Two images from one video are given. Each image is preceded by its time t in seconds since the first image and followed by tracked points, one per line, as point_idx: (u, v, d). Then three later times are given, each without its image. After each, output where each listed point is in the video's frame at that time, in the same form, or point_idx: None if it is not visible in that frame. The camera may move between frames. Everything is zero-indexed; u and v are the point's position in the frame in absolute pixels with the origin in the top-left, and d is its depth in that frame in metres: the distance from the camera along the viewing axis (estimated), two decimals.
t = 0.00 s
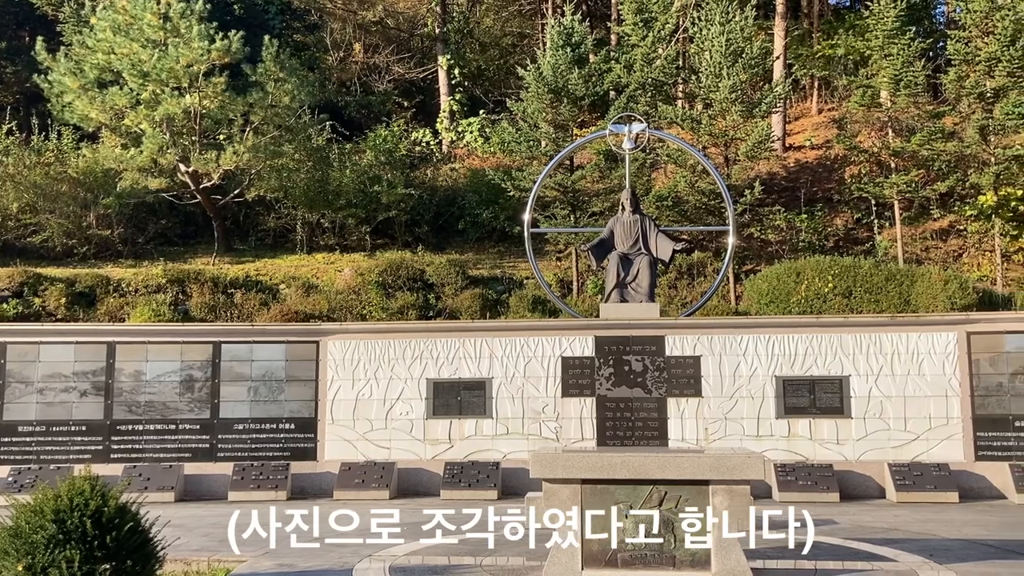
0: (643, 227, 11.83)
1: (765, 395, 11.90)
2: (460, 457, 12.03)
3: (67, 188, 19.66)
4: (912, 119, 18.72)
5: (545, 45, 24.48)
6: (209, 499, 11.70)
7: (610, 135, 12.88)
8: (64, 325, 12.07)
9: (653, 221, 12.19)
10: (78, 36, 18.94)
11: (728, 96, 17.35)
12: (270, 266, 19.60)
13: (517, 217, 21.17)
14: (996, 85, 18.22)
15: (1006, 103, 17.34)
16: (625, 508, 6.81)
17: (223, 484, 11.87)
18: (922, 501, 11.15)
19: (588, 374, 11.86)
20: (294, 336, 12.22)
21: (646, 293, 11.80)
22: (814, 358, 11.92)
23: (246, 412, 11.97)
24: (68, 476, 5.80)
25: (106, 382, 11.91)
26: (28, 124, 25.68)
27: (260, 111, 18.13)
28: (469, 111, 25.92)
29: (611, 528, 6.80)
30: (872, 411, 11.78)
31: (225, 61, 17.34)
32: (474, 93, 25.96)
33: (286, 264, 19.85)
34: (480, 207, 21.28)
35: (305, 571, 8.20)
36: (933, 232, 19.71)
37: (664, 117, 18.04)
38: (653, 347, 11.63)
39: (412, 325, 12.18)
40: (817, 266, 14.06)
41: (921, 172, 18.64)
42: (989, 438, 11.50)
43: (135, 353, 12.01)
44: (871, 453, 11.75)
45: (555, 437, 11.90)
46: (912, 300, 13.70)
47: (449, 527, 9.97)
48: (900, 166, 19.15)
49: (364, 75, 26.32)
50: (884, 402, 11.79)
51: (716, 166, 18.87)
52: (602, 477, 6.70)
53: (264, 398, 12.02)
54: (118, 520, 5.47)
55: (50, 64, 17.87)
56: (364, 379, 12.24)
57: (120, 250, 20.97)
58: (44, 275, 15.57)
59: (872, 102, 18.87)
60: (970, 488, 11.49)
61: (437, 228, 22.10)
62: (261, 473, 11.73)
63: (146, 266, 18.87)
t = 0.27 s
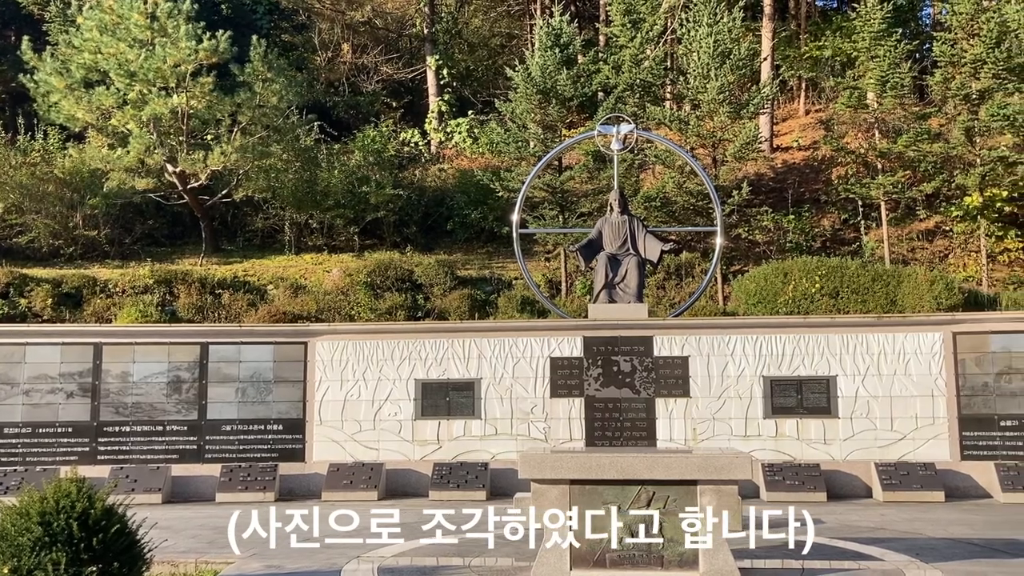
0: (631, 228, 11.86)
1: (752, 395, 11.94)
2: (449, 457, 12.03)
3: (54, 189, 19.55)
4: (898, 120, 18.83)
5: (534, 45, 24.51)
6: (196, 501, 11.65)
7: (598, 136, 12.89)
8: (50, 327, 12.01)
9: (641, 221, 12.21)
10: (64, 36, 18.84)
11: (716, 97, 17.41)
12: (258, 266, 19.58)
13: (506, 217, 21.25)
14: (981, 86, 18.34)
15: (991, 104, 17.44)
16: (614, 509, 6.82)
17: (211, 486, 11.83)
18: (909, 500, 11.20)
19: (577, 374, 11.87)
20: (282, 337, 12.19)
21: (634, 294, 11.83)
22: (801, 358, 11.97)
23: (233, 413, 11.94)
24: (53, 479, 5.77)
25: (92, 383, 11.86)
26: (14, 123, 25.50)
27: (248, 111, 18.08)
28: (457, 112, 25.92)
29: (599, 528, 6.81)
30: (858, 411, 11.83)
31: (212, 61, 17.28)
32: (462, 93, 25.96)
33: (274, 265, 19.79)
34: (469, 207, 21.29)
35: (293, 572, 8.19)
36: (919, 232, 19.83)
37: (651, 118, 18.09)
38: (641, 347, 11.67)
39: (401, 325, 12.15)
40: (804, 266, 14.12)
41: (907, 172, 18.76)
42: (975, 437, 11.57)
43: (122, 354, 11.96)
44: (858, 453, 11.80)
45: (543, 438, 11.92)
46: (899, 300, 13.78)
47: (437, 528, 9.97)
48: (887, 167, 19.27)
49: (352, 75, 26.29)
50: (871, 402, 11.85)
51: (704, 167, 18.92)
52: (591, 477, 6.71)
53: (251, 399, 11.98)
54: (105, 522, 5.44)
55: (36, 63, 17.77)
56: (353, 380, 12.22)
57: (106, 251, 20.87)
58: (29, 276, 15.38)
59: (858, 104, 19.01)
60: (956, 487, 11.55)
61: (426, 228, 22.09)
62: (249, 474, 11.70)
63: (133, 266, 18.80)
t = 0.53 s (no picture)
0: (621, 228, 12.17)
1: (743, 395, 11.97)
2: (440, 458, 12.01)
3: (43, 189, 19.46)
4: (888, 121, 18.92)
5: (524, 46, 24.53)
6: (186, 502, 11.62)
7: (589, 136, 12.93)
8: (39, 327, 11.97)
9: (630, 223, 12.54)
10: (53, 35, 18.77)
11: (707, 97, 17.48)
12: (248, 267, 19.54)
13: (497, 218, 21.26)
14: (970, 87, 18.40)
15: (979, 105, 17.54)
16: (605, 509, 6.83)
17: (201, 487, 11.80)
18: (899, 500, 11.23)
19: (568, 375, 11.86)
20: (273, 338, 12.16)
21: (625, 293, 12.04)
22: (791, 358, 12.01)
23: (224, 414, 11.91)
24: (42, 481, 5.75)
25: (81, 384, 11.82)
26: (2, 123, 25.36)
27: (238, 111, 18.05)
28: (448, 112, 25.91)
29: (590, 528, 6.82)
30: (848, 411, 11.87)
31: (203, 60, 17.24)
32: (453, 94, 25.95)
33: (265, 265, 19.73)
34: (460, 207, 21.29)
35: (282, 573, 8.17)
36: (908, 233, 19.91)
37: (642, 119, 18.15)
38: (632, 346, 11.70)
39: (392, 326, 12.14)
40: (795, 266, 14.15)
41: (897, 172, 18.85)
42: (963, 437, 11.61)
43: (111, 355, 11.92)
44: (848, 452, 11.84)
45: (534, 438, 11.92)
46: (888, 301, 13.84)
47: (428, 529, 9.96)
48: (876, 167, 19.36)
49: (343, 75, 26.27)
50: (861, 402, 11.88)
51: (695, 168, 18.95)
52: (582, 477, 6.72)
53: (242, 400, 11.95)
54: (95, 523, 5.43)
55: (24, 63, 17.69)
56: (344, 380, 12.21)
57: (96, 251, 20.80)
58: (18, 276, 15.31)
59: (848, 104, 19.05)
60: (945, 487, 11.59)
61: (417, 229, 22.08)
62: (240, 475, 11.68)
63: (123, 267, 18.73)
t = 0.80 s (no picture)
0: (614, 228, 12.00)
1: (735, 395, 12.00)
2: (432, 458, 12.01)
3: (34, 189, 19.40)
4: (879, 121, 19.00)
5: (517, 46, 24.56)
6: (178, 502, 11.60)
7: (581, 137, 12.93)
8: (30, 328, 11.94)
9: (625, 221, 12.33)
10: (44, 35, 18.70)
11: (699, 98, 17.52)
12: (241, 267, 19.52)
13: (489, 218, 21.27)
14: (961, 88, 18.56)
15: (970, 106, 17.61)
16: (597, 508, 6.84)
17: (193, 487, 11.79)
18: (890, 499, 11.26)
19: (560, 375, 11.84)
20: (265, 338, 12.15)
21: (617, 294, 11.96)
22: (783, 358, 12.04)
23: (216, 414, 11.89)
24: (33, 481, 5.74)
25: (73, 385, 11.79)
26: None
27: (230, 111, 18.02)
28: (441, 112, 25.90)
29: (583, 528, 6.83)
30: (840, 410, 11.90)
31: (194, 60, 17.21)
32: (446, 94, 25.95)
33: (257, 265, 19.70)
34: (452, 207, 21.30)
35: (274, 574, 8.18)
36: (900, 233, 19.98)
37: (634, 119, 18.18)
38: (624, 346, 11.66)
39: (384, 326, 12.13)
40: (787, 266, 14.19)
41: (888, 173, 18.92)
42: (954, 436, 11.66)
43: (103, 355, 11.89)
44: (840, 452, 11.87)
45: (527, 438, 11.93)
46: (879, 300, 13.89)
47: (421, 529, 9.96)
48: (868, 167, 19.44)
49: (335, 75, 26.23)
50: (852, 402, 11.92)
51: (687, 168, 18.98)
52: (574, 477, 6.74)
53: (234, 400, 11.94)
54: (86, 525, 5.41)
55: (15, 62, 17.63)
56: (336, 380, 12.20)
57: (87, 251, 20.75)
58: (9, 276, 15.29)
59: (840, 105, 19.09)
60: (936, 486, 11.64)
61: (409, 229, 22.08)
62: (232, 476, 11.66)
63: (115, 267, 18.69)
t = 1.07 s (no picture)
0: (607, 228, 12.16)
1: (728, 394, 12.01)
2: (426, 458, 12.00)
3: (26, 188, 19.33)
4: (871, 122, 19.03)
5: (511, 45, 24.56)
6: (171, 503, 11.58)
7: (574, 137, 12.96)
8: (22, 328, 11.90)
9: (615, 222, 12.51)
10: (35, 34, 18.63)
11: (692, 98, 17.55)
12: (233, 267, 19.46)
13: (483, 218, 21.25)
14: (953, 88, 18.56)
15: (962, 106, 17.65)
16: (590, 508, 6.85)
17: (186, 487, 11.77)
18: (882, 498, 11.29)
19: (554, 374, 11.88)
20: (258, 338, 12.13)
21: (611, 294, 12.07)
22: (776, 358, 12.06)
23: (209, 414, 11.87)
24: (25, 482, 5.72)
25: (65, 385, 11.76)
26: None
27: (223, 111, 18.00)
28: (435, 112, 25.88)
29: (576, 527, 6.82)
30: (833, 410, 11.92)
31: (187, 60, 17.18)
32: (439, 94, 25.91)
33: (250, 265, 19.67)
34: (446, 207, 21.30)
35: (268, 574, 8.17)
36: (892, 233, 20.02)
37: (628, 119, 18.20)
38: (618, 345, 11.70)
39: (377, 326, 12.12)
40: (780, 266, 14.21)
41: (881, 173, 18.98)
42: (946, 435, 11.70)
43: (95, 355, 11.86)
44: (832, 451, 11.89)
45: (521, 438, 11.92)
46: (872, 300, 13.92)
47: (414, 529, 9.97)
48: (860, 167, 19.49)
49: (328, 75, 26.19)
50: (845, 401, 11.94)
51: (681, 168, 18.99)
52: (567, 477, 6.75)
53: (227, 401, 11.91)
54: (78, 525, 5.40)
55: (7, 62, 17.57)
56: (329, 381, 12.18)
57: (80, 251, 20.69)
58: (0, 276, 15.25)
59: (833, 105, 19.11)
60: (928, 485, 11.69)
61: (403, 229, 22.07)
62: (225, 476, 11.64)
63: (107, 267, 18.63)
